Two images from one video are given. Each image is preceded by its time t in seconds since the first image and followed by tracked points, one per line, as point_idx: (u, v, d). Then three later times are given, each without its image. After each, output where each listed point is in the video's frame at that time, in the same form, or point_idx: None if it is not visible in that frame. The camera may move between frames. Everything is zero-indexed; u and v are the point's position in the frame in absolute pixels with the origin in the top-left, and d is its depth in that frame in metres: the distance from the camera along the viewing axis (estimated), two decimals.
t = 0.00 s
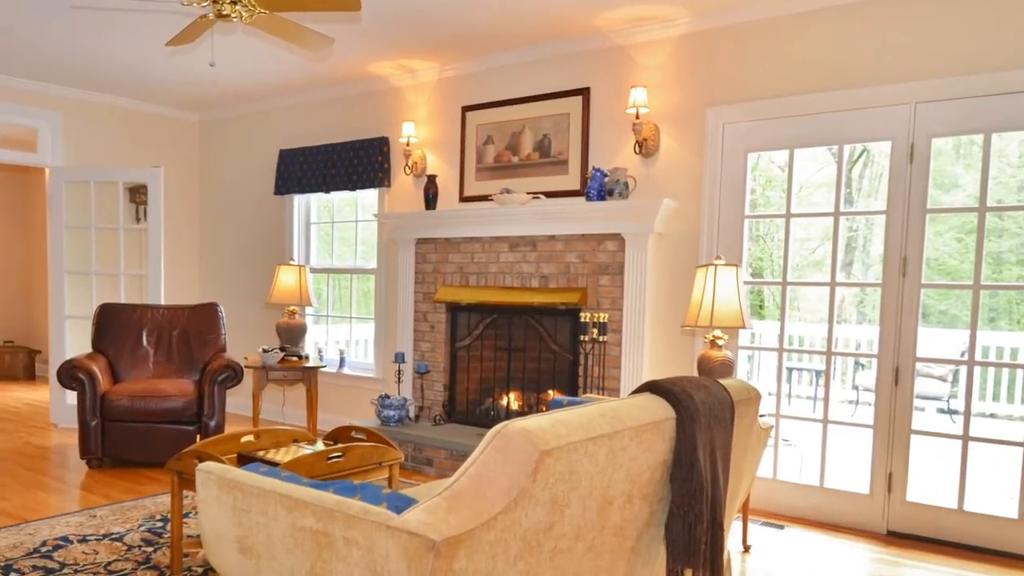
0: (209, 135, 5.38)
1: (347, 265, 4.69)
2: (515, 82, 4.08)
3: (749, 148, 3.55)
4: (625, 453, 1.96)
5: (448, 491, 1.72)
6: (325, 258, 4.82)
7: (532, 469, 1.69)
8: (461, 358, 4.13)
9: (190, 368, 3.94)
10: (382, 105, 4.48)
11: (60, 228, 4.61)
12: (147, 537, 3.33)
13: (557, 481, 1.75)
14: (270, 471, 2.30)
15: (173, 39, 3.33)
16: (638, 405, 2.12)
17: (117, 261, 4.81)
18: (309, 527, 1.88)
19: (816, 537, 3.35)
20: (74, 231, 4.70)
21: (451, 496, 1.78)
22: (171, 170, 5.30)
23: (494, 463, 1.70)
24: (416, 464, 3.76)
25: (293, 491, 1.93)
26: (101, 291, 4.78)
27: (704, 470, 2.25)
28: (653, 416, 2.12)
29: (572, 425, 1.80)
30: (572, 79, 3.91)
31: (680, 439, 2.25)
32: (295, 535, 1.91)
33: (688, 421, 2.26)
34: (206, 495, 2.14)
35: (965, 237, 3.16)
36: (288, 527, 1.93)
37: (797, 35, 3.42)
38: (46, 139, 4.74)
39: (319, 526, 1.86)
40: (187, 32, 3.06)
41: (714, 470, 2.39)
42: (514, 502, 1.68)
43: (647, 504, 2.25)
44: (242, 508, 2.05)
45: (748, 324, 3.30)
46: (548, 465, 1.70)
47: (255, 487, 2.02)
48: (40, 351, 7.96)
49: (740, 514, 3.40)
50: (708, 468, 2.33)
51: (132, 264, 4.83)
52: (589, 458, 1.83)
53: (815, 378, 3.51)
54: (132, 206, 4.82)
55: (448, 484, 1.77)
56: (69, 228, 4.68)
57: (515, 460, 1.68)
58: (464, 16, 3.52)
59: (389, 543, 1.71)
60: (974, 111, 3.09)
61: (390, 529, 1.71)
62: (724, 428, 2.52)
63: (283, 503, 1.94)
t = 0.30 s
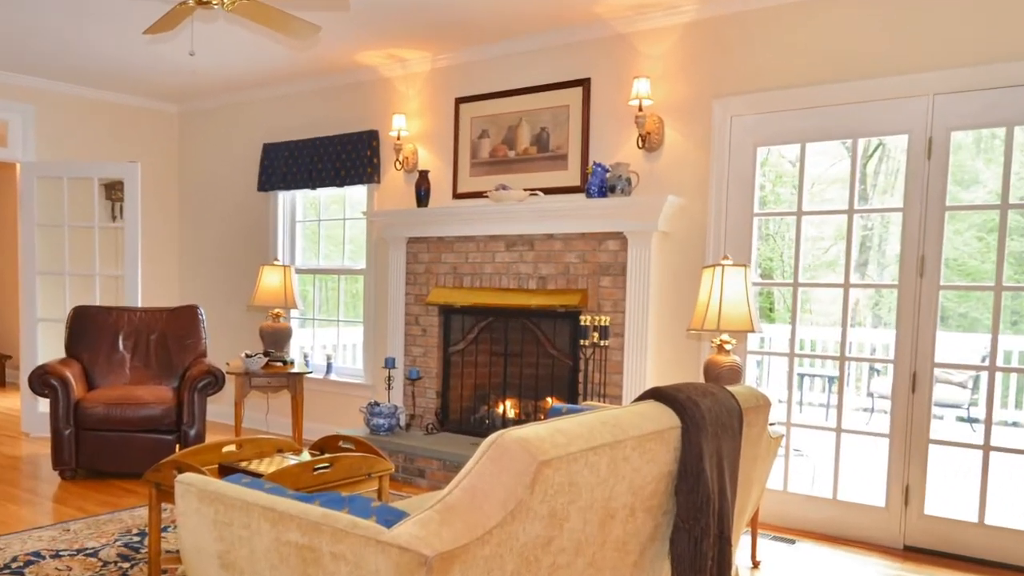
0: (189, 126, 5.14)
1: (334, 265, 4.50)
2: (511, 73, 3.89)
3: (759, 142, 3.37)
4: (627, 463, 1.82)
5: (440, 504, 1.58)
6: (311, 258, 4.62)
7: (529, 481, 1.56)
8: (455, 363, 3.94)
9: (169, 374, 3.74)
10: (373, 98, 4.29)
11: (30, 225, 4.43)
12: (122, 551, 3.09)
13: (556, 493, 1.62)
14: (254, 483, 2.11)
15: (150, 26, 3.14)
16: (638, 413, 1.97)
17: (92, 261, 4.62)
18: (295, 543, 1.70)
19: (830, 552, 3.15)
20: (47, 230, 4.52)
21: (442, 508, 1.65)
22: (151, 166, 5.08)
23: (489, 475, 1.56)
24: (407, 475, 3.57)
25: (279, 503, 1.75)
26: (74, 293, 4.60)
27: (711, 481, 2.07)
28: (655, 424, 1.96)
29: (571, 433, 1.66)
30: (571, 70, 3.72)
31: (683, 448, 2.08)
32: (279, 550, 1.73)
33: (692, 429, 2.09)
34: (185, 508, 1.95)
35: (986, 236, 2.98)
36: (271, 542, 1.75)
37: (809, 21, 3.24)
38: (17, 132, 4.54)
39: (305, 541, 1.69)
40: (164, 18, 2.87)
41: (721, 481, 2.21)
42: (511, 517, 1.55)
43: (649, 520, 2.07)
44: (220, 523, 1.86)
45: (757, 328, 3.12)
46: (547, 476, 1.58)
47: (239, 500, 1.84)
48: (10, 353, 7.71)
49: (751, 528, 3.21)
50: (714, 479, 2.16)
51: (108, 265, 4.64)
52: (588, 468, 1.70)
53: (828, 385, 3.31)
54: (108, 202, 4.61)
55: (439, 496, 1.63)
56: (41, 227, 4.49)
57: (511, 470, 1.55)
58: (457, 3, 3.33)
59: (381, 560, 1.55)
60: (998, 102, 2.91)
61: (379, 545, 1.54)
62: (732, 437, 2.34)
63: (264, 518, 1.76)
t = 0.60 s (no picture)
0: (169, 119, 4.95)
1: (321, 266, 4.33)
2: (506, 64, 3.72)
3: (768, 136, 3.20)
4: (630, 473, 1.72)
5: (434, 516, 1.51)
6: (298, 258, 4.44)
7: (526, 493, 1.48)
8: (448, 369, 3.77)
9: (147, 381, 3.56)
10: (363, 91, 4.12)
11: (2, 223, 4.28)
12: (97, 567, 2.89)
13: (556, 506, 1.54)
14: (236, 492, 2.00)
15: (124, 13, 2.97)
16: (641, 421, 1.86)
17: (66, 261, 4.45)
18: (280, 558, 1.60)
19: (845, 568, 2.98)
20: (20, 229, 4.39)
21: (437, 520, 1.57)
22: (133, 161, 4.91)
23: (485, 486, 1.49)
24: (397, 487, 3.40)
25: (263, 516, 1.65)
26: (48, 295, 4.48)
27: (717, 489, 1.94)
28: (661, 433, 1.85)
29: (571, 443, 1.58)
30: (570, 60, 3.56)
31: (689, 457, 1.94)
32: (264, 565, 1.64)
33: (698, 437, 1.94)
34: (164, 520, 1.84)
35: (1008, 235, 2.82)
36: (256, 556, 1.65)
37: (820, 8, 3.08)
38: None
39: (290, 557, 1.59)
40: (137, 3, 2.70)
41: (729, 491, 2.07)
42: (508, 530, 1.48)
43: (652, 535, 1.93)
44: (202, 533, 1.76)
45: (767, 332, 2.96)
46: (545, 487, 1.49)
47: (221, 512, 1.72)
48: None
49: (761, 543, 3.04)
50: (722, 490, 2.02)
51: (83, 265, 4.46)
52: (590, 479, 1.61)
53: (841, 393, 3.14)
54: (84, 199, 4.41)
55: (433, 507, 1.56)
56: (14, 225, 4.38)
57: (508, 482, 1.47)
58: None
59: None
60: (1021, 93, 2.75)
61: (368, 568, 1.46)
62: (739, 447, 2.18)
63: (248, 531, 1.66)
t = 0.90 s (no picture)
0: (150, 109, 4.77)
1: (308, 266, 4.18)
2: (502, 55, 3.57)
3: (778, 130, 3.06)
4: (631, 484, 1.61)
5: (426, 530, 1.41)
6: (284, 258, 4.28)
7: (524, 505, 1.37)
8: (442, 374, 3.62)
9: (126, 387, 3.40)
10: (353, 84, 3.96)
11: None
12: None
13: (554, 519, 1.43)
14: (220, 505, 1.90)
15: None
16: (643, 428, 1.75)
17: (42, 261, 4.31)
18: None
19: None
20: None
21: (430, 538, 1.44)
22: (114, 156, 4.74)
23: (479, 497, 1.38)
24: (388, 498, 3.25)
25: (247, 528, 1.54)
26: (22, 294, 4.34)
27: (723, 501, 1.83)
28: (665, 442, 1.74)
29: (570, 452, 1.47)
30: (569, 50, 3.41)
31: (693, 468, 1.82)
32: None
33: (702, 445, 1.83)
34: (144, 531, 1.74)
35: None
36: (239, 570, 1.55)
37: None
38: None
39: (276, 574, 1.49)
40: None
41: (736, 502, 1.94)
42: (504, 544, 1.37)
43: (654, 550, 1.81)
44: (184, 542, 1.65)
45: (776, 335, 2.82)
46: (542, 498, 1.38)
47: (203, 523, 1.61)
48: None
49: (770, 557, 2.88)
50: (728, 503, 1.89)
51: (58, 265, 4.32)
52: (590, 491, 1.50)
53: (853, 399, 2.99)
54: (60, 196, 4.28)
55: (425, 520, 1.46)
56: None
57: (504, 494, 1.36)
58: None
59: None
60: None
61: None
62: (747, 457, 2.06)
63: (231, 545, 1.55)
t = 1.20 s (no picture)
0: (131, 101, 4.58)
1: (295, 266, 4.03)
2: (498, 46, 3.43)
3: (787, 124, 2.93)
4: (634, 495, 1.51)
5: (419, 542, 1.36)
6: (271, 259, 4.13)
7: (521, 517, 1.30)
8: (435, 380, 3.48)
9: (105, 394, 3.25)
10: (343, 77, 3.82)
11: None
12: None
13: (553, 531, 1.37)
14: (203, 518, 1.84)
15: None
16: (646, 436, 1.63)
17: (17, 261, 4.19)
18: None
19: None
20: None
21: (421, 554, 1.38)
22: (97, 153, 4.59)
23: (475, 509, 1.32)
24: (379, 509, 3.11)
25: (230, 541, 1.52)
26: None
27: (730, 513, 1.72)
28: (670, 450, 1.64)
29: (571, 461, 1.40)
30: (569, 41, 3.27)
31: (699, 479, 1.70)
32: None
33: (709, 454, 1.71)
34: (123, 547, 1.70)
35: None
36: None
37: None
38: None
39: None
40: None
41: (743, 514, 1.82)
42: (500, 557, 1.31)
43: (658, 562, 1.71)
44: (166, 560, 1.62)
45: (785, 339, 2.68)
46: (541, 509, 1.32)
47: (185, 538, 1.59)
48: None
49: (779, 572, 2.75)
50: (736, 516, 1.77)
51: (34, 265, 4.23)
52: (591, 501, 1.43)
53: (866, 406, 2.85)
54: (35, 193, 4.18)
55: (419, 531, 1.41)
56: None
57: (500, 504, 1.30)
58: None
59: None
60: None
61: None
62: (755, 466, 1.94)
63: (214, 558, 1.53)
